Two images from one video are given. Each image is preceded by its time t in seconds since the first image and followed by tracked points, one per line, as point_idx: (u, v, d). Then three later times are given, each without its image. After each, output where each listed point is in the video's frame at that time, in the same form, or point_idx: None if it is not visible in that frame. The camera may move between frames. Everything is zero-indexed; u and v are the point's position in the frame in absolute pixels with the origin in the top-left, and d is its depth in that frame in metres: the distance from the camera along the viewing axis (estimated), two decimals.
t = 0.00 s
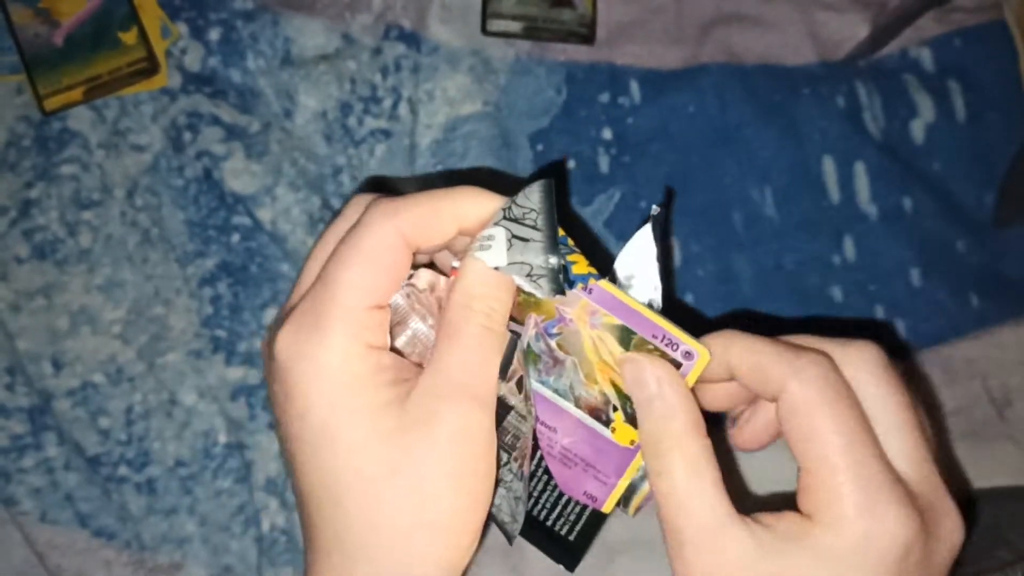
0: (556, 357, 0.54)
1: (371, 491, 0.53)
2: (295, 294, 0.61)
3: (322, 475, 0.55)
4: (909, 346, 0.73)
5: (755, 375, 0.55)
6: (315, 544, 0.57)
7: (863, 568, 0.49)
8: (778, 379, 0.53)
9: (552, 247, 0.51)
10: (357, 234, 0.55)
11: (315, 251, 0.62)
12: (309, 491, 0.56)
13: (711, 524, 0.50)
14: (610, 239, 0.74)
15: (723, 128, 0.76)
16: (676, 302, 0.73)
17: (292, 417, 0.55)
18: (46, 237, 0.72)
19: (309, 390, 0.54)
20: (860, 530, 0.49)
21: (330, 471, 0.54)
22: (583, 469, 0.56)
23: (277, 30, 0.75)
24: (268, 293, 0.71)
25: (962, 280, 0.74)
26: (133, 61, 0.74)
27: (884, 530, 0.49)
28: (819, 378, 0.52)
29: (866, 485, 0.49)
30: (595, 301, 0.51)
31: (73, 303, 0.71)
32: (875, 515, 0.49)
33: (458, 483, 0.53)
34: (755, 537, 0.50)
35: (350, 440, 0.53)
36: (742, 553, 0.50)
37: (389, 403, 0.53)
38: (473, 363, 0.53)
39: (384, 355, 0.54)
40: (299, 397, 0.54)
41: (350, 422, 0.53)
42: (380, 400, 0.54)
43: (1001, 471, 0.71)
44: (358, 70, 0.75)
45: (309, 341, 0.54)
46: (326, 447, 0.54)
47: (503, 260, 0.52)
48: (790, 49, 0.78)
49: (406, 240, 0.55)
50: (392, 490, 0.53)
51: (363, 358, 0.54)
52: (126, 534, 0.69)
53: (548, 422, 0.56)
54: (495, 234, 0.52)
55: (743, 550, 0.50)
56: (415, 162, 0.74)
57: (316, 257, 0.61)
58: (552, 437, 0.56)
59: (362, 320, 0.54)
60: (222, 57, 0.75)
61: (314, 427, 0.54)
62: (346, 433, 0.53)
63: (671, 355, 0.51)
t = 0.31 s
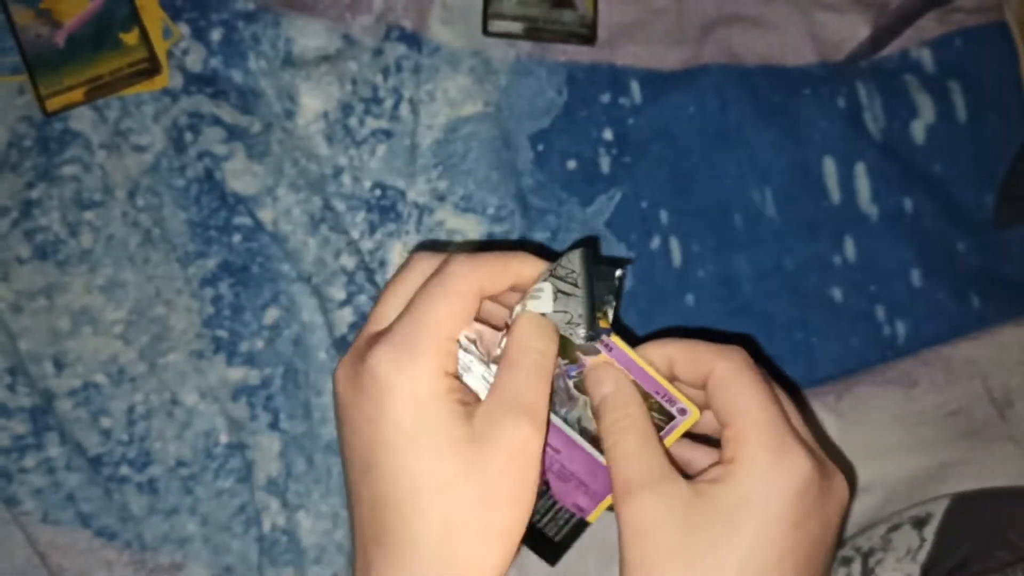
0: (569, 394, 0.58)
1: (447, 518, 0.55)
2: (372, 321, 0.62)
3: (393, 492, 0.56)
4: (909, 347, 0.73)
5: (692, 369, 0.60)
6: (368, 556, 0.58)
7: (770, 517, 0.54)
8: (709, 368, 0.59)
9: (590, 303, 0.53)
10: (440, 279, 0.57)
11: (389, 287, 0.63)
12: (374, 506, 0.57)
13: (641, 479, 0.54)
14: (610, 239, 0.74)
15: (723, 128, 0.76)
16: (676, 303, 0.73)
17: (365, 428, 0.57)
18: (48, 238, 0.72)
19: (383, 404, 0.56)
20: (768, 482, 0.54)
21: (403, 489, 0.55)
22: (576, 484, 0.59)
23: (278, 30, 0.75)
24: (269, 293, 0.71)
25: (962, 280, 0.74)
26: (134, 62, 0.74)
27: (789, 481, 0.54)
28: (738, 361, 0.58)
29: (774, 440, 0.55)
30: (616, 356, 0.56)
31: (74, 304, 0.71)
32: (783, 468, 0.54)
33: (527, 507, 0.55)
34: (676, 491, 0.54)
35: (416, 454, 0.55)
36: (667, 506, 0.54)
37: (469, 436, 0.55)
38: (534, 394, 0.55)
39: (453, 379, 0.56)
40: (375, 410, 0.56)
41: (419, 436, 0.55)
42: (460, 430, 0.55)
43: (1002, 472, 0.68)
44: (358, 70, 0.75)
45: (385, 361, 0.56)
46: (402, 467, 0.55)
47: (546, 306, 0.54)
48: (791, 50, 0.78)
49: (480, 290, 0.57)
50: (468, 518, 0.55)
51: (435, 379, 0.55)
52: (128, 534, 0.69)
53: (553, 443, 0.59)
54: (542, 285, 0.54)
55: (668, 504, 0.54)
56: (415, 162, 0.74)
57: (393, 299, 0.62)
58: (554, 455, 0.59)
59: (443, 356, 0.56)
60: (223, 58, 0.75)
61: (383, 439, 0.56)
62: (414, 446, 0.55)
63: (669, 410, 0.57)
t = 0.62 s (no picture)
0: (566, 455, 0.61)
1: (477, 531, 0.54)
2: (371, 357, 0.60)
3: (417, 513, 0.54)
4: (908, 346, 0.74)
5: (677, 423, 0.63)
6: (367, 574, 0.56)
7: (772, 526, 0.55)
8: (690, 418, 0.62)
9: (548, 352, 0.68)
10: (461, 327, 0.58)
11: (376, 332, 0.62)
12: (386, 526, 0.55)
13: (649, 496, 0.56)
14: (611, 240, 0.74)
15: (724, 128, 0.76)
16: (677, 303, 0.74)
17: (393, 439, 0.55)
18: (51, 237, 0.72)
19: (417, 415, 0.54)
20: (762, 491, 0.56)
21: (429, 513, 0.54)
22: (570, 539, 0.64)
23: (280, 31, 0.76)
24: (271, 292, 0.72)
25: (963, 279, 0.75)
26: (137, 61, 0.74)
27: (782, 490, 0.56)
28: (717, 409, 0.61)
29: (763, 456, 0.57)
30: (608, 420, 0.60)
31: (77, 303, 0.72)
32: (773, 478, 0.56)
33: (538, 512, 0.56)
34: (682, 505, 0.56)
35: (451, 462, 0.54)
36: (675, 519, 0.55)
37: (500, 449, 0.55)
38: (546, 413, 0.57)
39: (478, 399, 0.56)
40: (406, 421, 0.55)
41: (455, 446, 0.54)
42: (490, 455, 0.55)
43: (1002, 472, 0.68)
44: (360, 70, 0.75)
45: (421, 374, 0.54)
46: (434, 487, 0.54)
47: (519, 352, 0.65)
48: (790, 51, 0.78)
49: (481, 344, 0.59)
50: (489, 542, 0.55)
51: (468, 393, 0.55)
52: (131, 532, 0.69)
53: (552, 503, 0.62)
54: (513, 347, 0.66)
55: (678, 517, 0.55)
56: (417, 162, 0.75)
57: (407, 331, 0.60)
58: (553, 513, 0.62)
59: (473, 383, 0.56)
60: (226, 58, 0.75)
61: (416, 448, 0.54)
62: (449, 454, 0.54)
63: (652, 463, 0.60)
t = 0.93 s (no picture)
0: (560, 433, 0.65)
1: (418, 541, 0.57)
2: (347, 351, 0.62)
3: (371, 516, 0.56)
4: (908, 347, 0.73)
5: (670, 413, 0.64)
6: (306, 569, 0.58)
7: (744, 535, 0.56)
8: (685, 410, 0.62)
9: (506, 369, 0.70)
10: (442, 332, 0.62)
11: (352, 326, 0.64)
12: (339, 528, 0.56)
13: (627, 489, 0.58)
14: (610, 240, 0.74)
15: (723, 129, 0.76)
16: (677, 303, 0.74)
17: (361, 439, 0.57)
18: (49, 238, 0.72)
19: (389, 422, 0.57)
20: (742, 494, 0.57)
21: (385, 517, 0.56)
22: (559, 513, 0.66)
23: (280, 32, 0.76)
24: (271, 293, 0.72)
25: (963, 280, 0.75)
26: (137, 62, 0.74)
27: (761, 496, 0.57)
28: (712, 403, 0.62)
29: (746, 459, 0.58)
30: (601, 401, 0.64)
31: (76, 303, 0.72)
32: (754, 485, 0.57)
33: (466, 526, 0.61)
34: (659, 499, 0.57)
35: (410, 473, 0.57)
36: (650, 513, 0.56)
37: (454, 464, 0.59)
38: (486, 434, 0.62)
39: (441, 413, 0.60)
40: (379, 425, 0.57)
41: (419, 457, 0.57)
42: (449, 466, 0.58)
43: (1000, 472, 0.70)
44: (360, 71, 0.75)
45: (405, 384, 0.57)
46: (388, 492, 0.56)
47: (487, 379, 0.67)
48: (790, 52, 0.78)
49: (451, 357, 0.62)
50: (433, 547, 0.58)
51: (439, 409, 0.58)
52: (129, 533, 0.69)
53: (542, 477, 0.65)
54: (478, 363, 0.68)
55: (654, 513, 0.56)
56: (417, 162, 0.75)
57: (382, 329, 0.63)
58: (543, 488, 0.66)
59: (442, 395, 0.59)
60: (225, 58, 0.75)
61: (382, 452, 0.57)
62: (410, 463, 0.57)
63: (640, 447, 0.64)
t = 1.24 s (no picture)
0: (562, 451, 0.61)
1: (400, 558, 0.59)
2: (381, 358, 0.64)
3: (364, 523, 0.58)
4: (905, 348, 0.73)
5: (675, 427, 0.63)
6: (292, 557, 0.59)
7: (756, 545, 0.56)
8: (691, 423, 0.62)
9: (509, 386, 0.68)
10: (479, 357, 0.62)
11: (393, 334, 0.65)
12: (338, 510, 0.58)
13: (639, 500, 0.57)
14: (608, 242, 0.75)
15: (721, 130, 0.76)
16: (675, 305, 0.74)
17: (377, 448, 0.59)
18: (47, 239, 0.72)
19: (407, 438, 0.58)
20: (753, 506, 0.57)
21: (381, 512, 0.58)
22: (569, 538, 0.64)
23: (278, 33, 0.76)
24: (269, 294, 0.72)
25: (960, 281, 0.75)
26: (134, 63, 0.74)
27: (772, 507, 0.57)
28: (717, 415, 0.62)
29: (756, 469, 0.58)
30: (601, 415, 0.61)
31: (74, 304, 0.72)
32: (766, 496, 0.57)
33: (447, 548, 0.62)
34: (673, 510, 0.57)
35: (410, 494, 0.58)
36: (664, 523, 0.56)
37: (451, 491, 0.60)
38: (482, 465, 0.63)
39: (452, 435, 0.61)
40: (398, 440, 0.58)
41: (423, 480, 0.59)
42: (444, 493, 0.60)
43: (997, 473, 0.69)
44: (358, 72, 0.75)
45: (433, 404, 0.59)
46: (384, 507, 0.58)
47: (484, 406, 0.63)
48: (787, 53, 0.79)
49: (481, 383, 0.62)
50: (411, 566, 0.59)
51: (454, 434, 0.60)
52: (127, 534, 0.69)
53: (549, 500, 0.62)
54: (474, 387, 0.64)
55: (666, 523, 0.56)
56: (415, 164, 0.75)
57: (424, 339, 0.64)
58: (550, 511, 0.63)
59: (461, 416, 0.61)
60: (223, 60, 0.76)
61: (390, 466, 0.58)
62: (413, 484, 0.58)
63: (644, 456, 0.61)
